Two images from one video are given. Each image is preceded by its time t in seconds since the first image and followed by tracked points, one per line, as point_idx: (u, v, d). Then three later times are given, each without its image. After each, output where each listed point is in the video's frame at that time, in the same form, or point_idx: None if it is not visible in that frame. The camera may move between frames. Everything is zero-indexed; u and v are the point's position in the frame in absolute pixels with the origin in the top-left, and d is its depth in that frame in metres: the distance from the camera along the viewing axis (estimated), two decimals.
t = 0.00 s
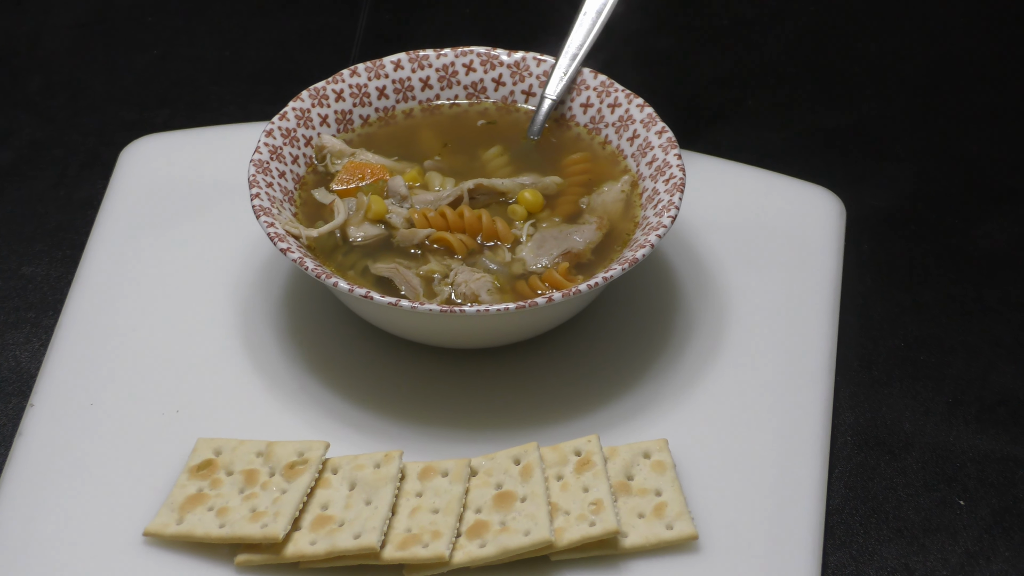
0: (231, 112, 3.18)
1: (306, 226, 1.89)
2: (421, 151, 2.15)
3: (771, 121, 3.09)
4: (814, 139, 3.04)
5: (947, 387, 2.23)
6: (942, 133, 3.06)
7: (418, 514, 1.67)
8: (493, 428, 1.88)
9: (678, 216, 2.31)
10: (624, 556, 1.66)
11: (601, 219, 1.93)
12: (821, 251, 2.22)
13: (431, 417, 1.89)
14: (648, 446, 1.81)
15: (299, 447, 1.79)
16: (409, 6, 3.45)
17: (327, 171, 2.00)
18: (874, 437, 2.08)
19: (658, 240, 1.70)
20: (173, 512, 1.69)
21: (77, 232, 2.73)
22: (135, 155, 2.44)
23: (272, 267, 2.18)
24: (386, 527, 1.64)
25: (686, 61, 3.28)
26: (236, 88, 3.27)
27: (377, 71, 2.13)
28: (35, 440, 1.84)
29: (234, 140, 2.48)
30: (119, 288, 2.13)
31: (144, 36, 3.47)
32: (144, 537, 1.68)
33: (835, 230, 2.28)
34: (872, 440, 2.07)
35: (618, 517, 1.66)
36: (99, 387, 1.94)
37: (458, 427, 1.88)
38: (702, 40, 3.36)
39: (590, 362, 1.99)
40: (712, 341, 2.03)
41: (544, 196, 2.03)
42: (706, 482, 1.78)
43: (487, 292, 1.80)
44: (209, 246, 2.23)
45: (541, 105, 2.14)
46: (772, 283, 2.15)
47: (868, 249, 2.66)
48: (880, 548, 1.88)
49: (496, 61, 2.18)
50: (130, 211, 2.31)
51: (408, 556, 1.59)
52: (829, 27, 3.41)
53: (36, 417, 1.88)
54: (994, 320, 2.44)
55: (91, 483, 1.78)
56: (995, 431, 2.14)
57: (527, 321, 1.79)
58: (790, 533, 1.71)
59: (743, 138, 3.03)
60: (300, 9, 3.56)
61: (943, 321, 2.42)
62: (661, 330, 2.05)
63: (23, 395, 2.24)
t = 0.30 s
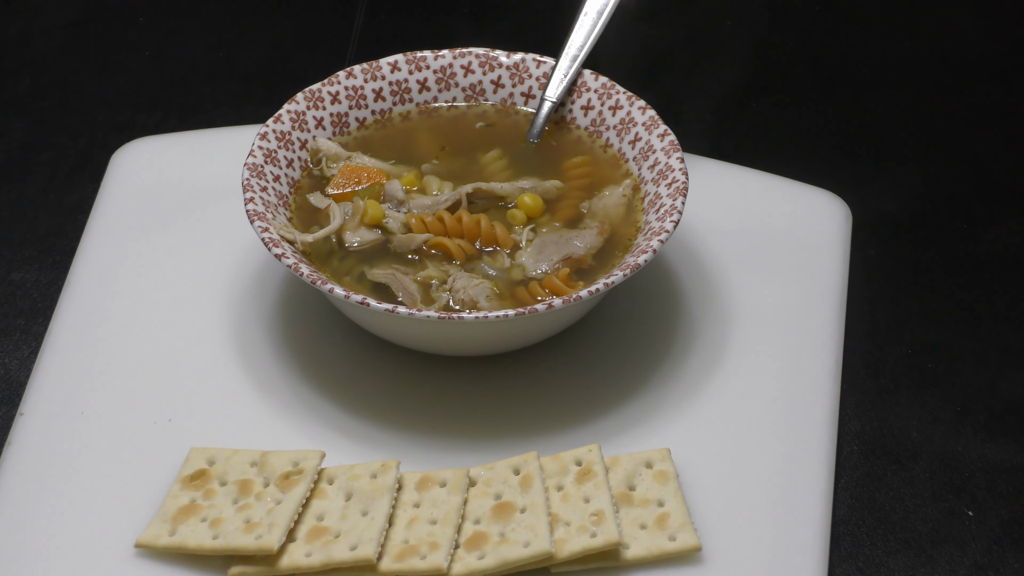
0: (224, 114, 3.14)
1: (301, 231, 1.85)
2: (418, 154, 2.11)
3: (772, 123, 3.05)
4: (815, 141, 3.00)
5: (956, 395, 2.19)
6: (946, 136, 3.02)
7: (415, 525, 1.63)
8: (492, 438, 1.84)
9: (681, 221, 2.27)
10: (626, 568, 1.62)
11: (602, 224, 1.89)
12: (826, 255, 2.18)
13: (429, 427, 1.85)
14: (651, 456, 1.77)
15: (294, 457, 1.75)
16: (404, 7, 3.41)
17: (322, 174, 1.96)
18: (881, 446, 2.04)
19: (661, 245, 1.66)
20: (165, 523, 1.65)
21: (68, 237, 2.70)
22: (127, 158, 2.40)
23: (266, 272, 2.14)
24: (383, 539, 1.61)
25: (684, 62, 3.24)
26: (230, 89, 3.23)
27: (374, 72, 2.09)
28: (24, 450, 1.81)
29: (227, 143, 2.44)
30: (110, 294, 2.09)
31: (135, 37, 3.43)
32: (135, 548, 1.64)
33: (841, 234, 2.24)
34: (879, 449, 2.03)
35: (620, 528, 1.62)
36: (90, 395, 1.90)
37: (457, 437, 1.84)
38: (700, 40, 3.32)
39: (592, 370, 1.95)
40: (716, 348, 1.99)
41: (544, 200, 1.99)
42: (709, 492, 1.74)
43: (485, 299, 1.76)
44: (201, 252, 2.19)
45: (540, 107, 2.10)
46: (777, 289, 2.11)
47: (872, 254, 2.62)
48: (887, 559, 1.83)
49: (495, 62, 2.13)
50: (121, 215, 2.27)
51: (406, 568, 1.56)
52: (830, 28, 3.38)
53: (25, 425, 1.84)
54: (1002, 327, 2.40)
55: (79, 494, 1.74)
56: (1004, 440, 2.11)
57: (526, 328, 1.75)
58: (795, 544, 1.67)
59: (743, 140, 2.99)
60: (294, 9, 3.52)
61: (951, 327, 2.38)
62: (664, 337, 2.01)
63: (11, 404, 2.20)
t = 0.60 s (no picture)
0: (221, 121, 3.11)
1: (300, 242, 1.81)
2: (419, 162, 2.07)
3: (774, 130, 3.02)
4: (818, 148, 2.96)
5: (967, 409, 2.16)
6: (952, 143, 2.98)
7: (415, 542, 1.59)
8: (494, 453, 1.80)
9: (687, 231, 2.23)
10: None
11: (606, 234, 1.85)
12: (834, 266, 2.15)
13: (430, 442, 1.81)
14: (656, 471, 1.73)
15: (291, 471, 1.71)
16: (404, 12, 3.38)
17: (321, 183, 1.92)
18: (890, 461, 2.00)
19: (666, 256, 1.62)
20: (160, 539, 1.61)
21: (61, 247, 2.67)
22: (122, 166, 2.37)
23: (263, 283, 2.10)
24: (382, 557, 1.58)
25: (686, 67, 3.20)
26: (226, 96, 3.20)
27: (374, 79, 2.05)
28: (16, 463, 1.77)
29: (223, 151, 2.41)
30: (105, 305, 2.05)
31: (130, 42, 3.39)
32: (128, 565, 1.61)
33: (849, 244, 2.20)
34: (888, 465, 2.00)
35: (624, 545, 1.58)
36: (84, 408, 1.86)
37: (459, 451, 1.80)
38: (702, 46, 3.29)
39: (596, 383, 1.91)
40: (723, 361, 1.95)
41: (547, 210, 1.96)
42: (716, 508, 1.71)
43: (487, 310, 1.73)
44: (197, 262, 2.15)
45: (544, 115, 2.06)
46: (785, 300, 2.08)
47: (879, 264, 2.59)
48: None
49: (497, 69, 2.10)
50: (115, 224, 2.23)
51: None
52: (835, 33, 3.34)
53: (16, 439, 1.81)
54: (1013, 339, 2.36)
55: (71, 510, 1.70)
56: (1017, 456, 2.07)
57: (529, 341, 1.71)
58: (803, 561, 1.63)
59: (745, 148, 2.96)
60: (292, 13, 3.48)
61: (963, 340, 2.35)
62: (669, 350, 1.97)
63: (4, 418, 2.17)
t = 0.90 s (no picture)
0: (214, 126, 3.07)
1: (294, 248, 1.77)
2: (416, 166, 2.03)
3: (774, 134, 2.98)
4: (819, 152, 2.93)
5: (975, 418, 2.12)
6: (956, 147, 2.95)
7: (411, 555, 1.56)
8: (492, 464, 1.76)
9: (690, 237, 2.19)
10: None
11: (607, 240, 1.81)
12: (839, 274, 2.11)
13: (427, 453, 1.78)
14: (657, 481, 1.69)
15: (285, 482, 1.67)
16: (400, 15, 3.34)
17: (316, 189, 1.89)
18: (897, 471, 1.96)
19: (668, 262, 1.58)
20: (151, 552, 1.57)
21: (50, 254, 2.63)
22: (113, 171, 2.33)
23: (256, 291, 2.07)
24: (378, 570, 1.54)
25: (683, 69, 3.16)
26: (220, 99, 3.16)
27: (369, 82, 2.02)
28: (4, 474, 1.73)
29: (215, 156, 2.37)
30: (96, 313, 2.01)
31: (122, 45, 3.36)
32: None
33: (854, 251, 2.17)
34: (895, 476, 1.96)
35: (625, 558, 1.54)
36: (73, 417, 1.82)
37: (457, 462, 1.76)
38: (701, 49, 3.25)
39: (597, 393, 1.87)
40: (726, 370, 1.91)
41: (546, 216, 1.92)
42: (719, 520, 1.67)
43: (485, 318, 1.69)
44: (188, 269, 2.11)
45: (543, 119, 2.02)
46: (789, 308, 2.04)
47: (883, 271, 2.55)
48: None
49: (495, 72, 2.06)
50: (106, 230, 2.19)
51: None
52: (835, 36, 3.31)
53: (5, 450, 1.77)
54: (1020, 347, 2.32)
55: (58, 522, 1.66)
56: None
57: (528, 349, 1.67)
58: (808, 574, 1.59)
59: (745, 152, 2.92)
60: (287, 16, 3.44)
61: (971, 348, 2.31)
62: (671, 358, 1.93)
63: None
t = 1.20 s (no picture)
0: (209, 128, 3.04)
1: (291, 253, 1.73)
2: (416, 169, 2.00)
3: (775, 136, 2.94)
4: (822, 155, 2.89)
5: (986, 427, 2.08)
6: (964, 150, 2.91)
7: (411, 566, 1.52)
8: (493, 473, 1.72)
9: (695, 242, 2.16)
10: None
11: (610, 245, 1.78)
12: (848, 280, 2.07)
13: (427, 462, 1.74)
14: (662, 492, 1.66)
15: (282, 492, 1.63)
16: (399, 16, 3.31)
17: (313, 192, 1.85)
18: (906, 482, 1.93)
19: (673, 268, 1.55)
20: (144, 564, 1.54)
21: (41, 259, 2.59)
22: (106, 174, 2.29)
23: (252, 296, 2.03)
24: None
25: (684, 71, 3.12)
26: (215, 101, 3.13)
27: (368, 84, 1.98)
28: None
29: (210, 159, 2.33)
30: (90, 319, 1.98)
31: (115, 45, 3.32)
32: None
33: (863, 256, 2.13)
34: (904, 486, 1.93)
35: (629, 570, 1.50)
36: (66, 426, 1.79)
37: (457, 472, 1.72)
38: (701, 50, 3.21)
39: (601, 401, 1.84)
40: (732, 378, 1.88)
41: (548, 220, 1.88)
42: (725, 531, 1.63)
43: (486, 325, 1.65)
44: (183, 275, 2.08)
45: (545, 121, 1.99)
46: (797, 315, 2.00)
47: (890, 276, 2.51)
48: None
49: (496, 74, 2.02)
50: (99, 235, 2.16)
51: None
52: (838, 38, 3.27)
53: None
54: None
55: (47, 534, 1.62)
56: None
57: (529, 357, 1.64)
58: None
59: (746, 154, 2.88)
60: (283, 17, 3.41)
61: (982, 355, 2.27)
62: (677, 366, 1.89)
63: None
